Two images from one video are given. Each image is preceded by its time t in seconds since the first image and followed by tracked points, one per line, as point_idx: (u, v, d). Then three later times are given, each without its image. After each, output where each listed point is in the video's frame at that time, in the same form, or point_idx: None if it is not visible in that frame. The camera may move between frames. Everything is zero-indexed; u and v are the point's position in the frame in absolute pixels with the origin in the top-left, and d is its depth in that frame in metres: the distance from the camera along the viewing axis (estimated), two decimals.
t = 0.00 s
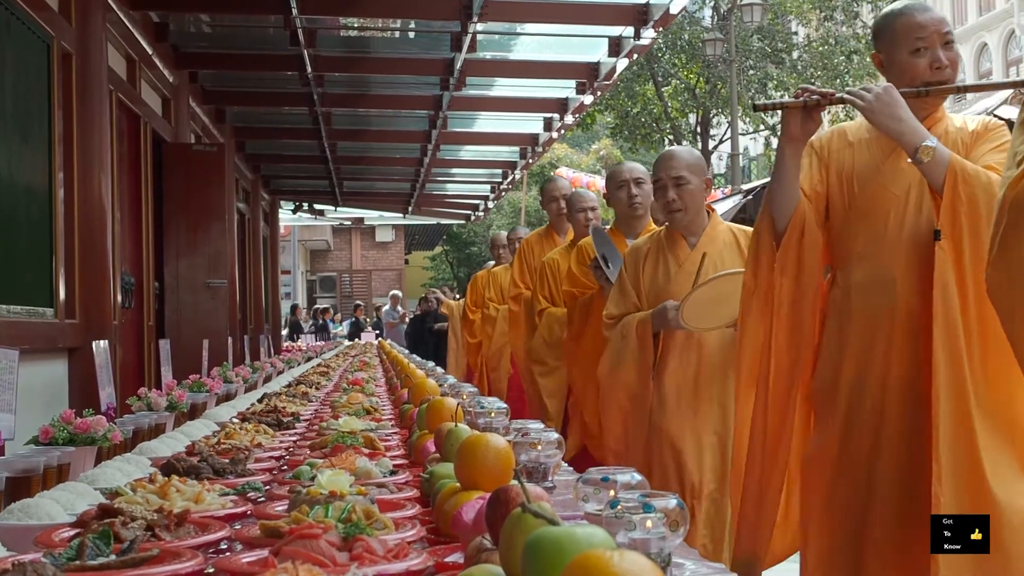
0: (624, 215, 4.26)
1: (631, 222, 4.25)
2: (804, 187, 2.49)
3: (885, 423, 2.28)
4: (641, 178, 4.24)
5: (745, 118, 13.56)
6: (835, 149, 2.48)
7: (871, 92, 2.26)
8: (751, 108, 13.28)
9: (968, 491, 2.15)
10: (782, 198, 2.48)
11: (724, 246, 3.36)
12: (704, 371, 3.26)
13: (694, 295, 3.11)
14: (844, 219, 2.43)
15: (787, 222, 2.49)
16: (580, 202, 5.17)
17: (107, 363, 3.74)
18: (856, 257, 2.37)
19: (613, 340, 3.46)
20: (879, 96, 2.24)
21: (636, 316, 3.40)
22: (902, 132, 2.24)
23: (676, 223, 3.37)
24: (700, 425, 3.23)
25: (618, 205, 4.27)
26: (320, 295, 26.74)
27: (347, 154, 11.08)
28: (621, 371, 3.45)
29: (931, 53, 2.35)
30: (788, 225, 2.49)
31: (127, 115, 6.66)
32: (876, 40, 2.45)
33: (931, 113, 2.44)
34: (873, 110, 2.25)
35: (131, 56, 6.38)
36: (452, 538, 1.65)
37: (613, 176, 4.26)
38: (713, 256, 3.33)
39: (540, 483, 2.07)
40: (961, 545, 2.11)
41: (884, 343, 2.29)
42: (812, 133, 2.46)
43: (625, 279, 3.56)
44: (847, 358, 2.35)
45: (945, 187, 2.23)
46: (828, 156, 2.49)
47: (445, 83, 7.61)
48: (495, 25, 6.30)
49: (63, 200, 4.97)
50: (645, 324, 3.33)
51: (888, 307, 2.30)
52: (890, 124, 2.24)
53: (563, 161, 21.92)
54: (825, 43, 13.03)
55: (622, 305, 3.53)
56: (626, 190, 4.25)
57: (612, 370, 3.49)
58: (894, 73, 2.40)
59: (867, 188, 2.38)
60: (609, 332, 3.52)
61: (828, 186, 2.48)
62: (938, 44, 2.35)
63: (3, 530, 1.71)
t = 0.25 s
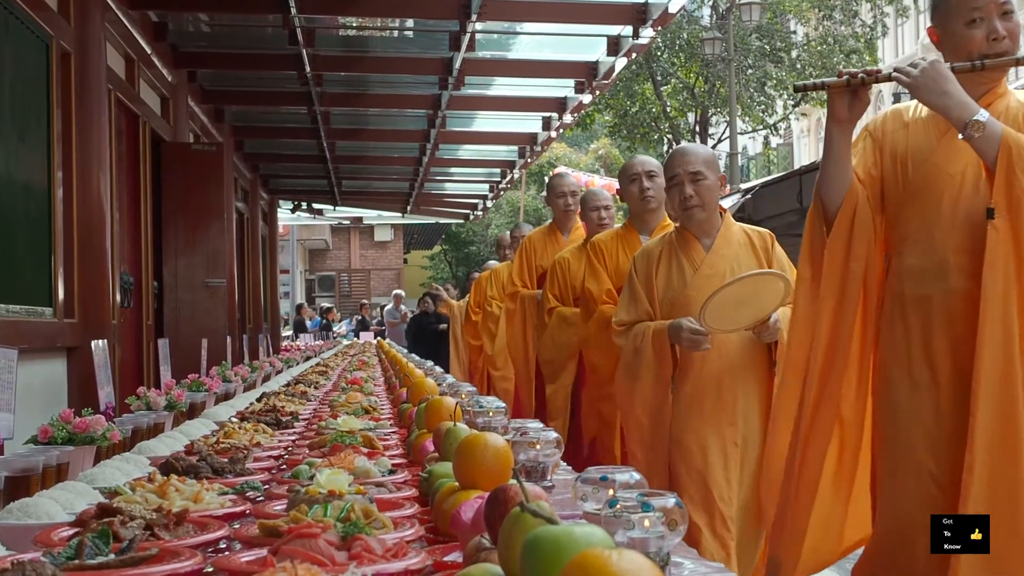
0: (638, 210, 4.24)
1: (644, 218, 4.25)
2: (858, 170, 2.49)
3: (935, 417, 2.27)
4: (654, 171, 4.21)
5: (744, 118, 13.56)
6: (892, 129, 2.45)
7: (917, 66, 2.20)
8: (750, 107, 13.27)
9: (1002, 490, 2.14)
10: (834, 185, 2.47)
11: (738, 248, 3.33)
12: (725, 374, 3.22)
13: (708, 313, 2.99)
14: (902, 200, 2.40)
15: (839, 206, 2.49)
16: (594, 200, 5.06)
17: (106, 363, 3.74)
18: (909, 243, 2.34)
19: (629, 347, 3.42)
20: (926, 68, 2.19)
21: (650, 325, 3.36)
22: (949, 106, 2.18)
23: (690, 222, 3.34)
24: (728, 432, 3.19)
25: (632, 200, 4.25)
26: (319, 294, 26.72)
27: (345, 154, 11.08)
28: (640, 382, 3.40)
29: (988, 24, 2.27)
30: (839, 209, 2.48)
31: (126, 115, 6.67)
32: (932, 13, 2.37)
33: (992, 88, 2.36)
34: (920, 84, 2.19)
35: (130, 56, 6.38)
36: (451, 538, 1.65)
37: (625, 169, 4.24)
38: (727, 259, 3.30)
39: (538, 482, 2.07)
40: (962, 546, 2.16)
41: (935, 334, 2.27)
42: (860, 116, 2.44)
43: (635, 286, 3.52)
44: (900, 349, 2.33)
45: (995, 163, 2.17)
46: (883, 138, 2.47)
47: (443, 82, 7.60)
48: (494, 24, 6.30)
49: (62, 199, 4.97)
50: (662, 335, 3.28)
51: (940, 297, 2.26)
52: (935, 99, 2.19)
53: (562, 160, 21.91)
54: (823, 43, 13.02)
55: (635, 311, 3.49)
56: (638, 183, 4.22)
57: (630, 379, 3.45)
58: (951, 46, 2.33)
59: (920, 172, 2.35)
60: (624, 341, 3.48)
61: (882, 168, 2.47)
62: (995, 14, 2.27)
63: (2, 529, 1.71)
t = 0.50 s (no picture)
0: (645, 206, 3.97)
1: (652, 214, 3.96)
2: (886, 156, 2.34)
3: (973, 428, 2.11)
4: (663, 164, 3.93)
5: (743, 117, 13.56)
6: (924, 114, 2.29)
7: (950, 46, 2.06)
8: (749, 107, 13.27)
9: None
10: (858, 172, 2.33)
11: (745, 238, 2.98)
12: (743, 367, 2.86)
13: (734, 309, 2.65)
14: (933, 189, 2.25)
15: (866, 195, 2.33)
16: (611, 194, 4.89)
17: (105, 363, 3.74)
18: (944, 236, 2.19)
19: (636, 348, 3.05)
20: (959, 51, 2.05)
21: (660, 324, 2.98)
22: (984, 87, 2.04)
23: (695, 212, 2.99)
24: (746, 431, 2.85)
25: (639, 195, 3.97)
26: (319, 293, 26.74)
27: (344, 153, 11.08)
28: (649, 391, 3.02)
29: None
30: (867, 199, 2.33)
31: (124, 114, 6.67)
32: None
33: None
34: (953, 65, 2.05)
35: (129, 55, 6.39)
36: (451, 537, 1.65)
37: (633, 165, 3.94)
38: (735, 250, 2.96)
39: (537, 481, 2.07)
40: (961, 546, 2.13)
41: (978, 337, 2.12)
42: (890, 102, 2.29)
43: (638, 283, 3.14)
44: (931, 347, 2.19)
45: None
46: (915, 123, 2.31)
47: (443, 81, 7.60)
48: (493, 23, 6.30)
49: (61, 199, 4.97)
50: (672, 335, 2.91)
51: (980, 299, 2.12)
52: (968, 80, 2.05)
53: (561, 159, 21.92)
54: (823, 42, 13.03)
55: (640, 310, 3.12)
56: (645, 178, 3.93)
57: (641, 384, 3.06)
58: (984, 25, 2.16)
59: (955, 157, 2.20)
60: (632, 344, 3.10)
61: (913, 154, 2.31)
62: None
63: (1, 528, 1.71)
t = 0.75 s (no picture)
0: (646, 207, 3.97)
1: (654, 216, 3.96)
2: (895, 157, 2.27)
3: (996, 439, 2.10)
4: (665, 167, 3.97)
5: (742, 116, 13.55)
6: (935, 114, 2.24)
7: (966, 38, 2.00)
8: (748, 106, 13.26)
9: None
10: (864, 174, 2.25)
11: (760, 231, 2.81)
12: (760, 367, 2.72)
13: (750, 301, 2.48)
14: (948, 191, 2.20)
15: (874, 202, 2.26)
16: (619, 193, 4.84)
17: (105, 363, 3.73)
18: (966, 242, 2.14)
19: (643, 344, 2.89)
20: (975, 42, 1.99)
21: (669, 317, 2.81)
22: (1003, 80, 1.98)
23: (711, 202, 2.83)
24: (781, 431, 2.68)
25: (640, 196, 3.98)
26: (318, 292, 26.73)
27: (343, 152, 11.07)
28: (654, 392, 2.86)
29: None
30: (876, 202, 2.26)
31: (123, 114, 6.67)
32: None
33: None
34: (969, 56, 2.00)
35: (129, 55, 6.39)
36: (450, 536, 1.65)
37: (634, 166, 3.99)
38: (752, 244, 2.79)
39: (537, 480, 2.07)
40: (961, 545, 2.14)
41: (1005, 343, 2.08)
42: (899, 98, 2.22)
43: (644, 274, 2.97)
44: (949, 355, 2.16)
45: None
46: (926, 123, 2.25)
47: (442, 81, 7.60)
48: (492, 23, 6.30)
49: (60, 198, 4.97)
50: (683, 330, 2.74)
51: (1003, 307, 2.08)
52: (986, 72, 1.99)
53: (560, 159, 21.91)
54: (822, 41, 13.02)
55: (646, 302, 2.94)
56: (647, 180, 3.97)
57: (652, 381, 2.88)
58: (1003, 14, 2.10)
59: (974, 161, 2.14)
60: (636, 340, 2.94)
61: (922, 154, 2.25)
62: None
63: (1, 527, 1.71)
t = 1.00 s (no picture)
0: (643, 196, 3.82)
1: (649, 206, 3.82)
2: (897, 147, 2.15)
3: (997, 437, 1.96)
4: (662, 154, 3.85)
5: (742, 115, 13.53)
6: (936, 98, 2.12)
7: (979, 16, 1.95)
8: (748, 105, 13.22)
9: None
10: (870, 164, 2.12)
11: (797, 235, 2.77)
12: (788, 379, 2.65)
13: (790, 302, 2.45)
14: (955, 178, 2.08)
15: (879, 194, 2.13)
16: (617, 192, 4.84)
17: (104, 362, 3.73)
18: (974, 230, 2.01)
19: (670, 349, 2.84)
20: (991, 18, 1.95)
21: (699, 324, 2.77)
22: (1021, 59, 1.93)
23: (747, 200, 2.79)
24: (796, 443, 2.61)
25: (637, 183, 3.84)
26: (318, 292, 26.73)
27: (342, 151, 11.06)
28: (678, 397, 2.81)
29: None
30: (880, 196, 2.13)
31: (122, 112, 6.66)
32: None
33: None
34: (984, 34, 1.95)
35: (128, 53, 6.38)
36: (449, 535, 1.65)
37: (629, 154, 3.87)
38: (788, 247, 2.75)
39: (536, 479, 2.07)
40: (961, 546, 2.02)
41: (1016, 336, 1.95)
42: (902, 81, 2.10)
43: (675, 275, 2.92)
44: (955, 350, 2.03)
45: None
46: (926, 108, 2.14)
47: (441, 79, 7.61)
48: (491, 21, 6.30)
49: (59, 197, 4.96)
50: (712, 338, 2.69)
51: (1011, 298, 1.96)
52: (1002, 52, 1.94)
53: (560, 158, 21.91)
54: (821, 40, 13.00)
55: (676, 305, 2.90)
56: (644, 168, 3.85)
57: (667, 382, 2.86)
58: None
59: (984, 145, 2.02)
60: (664, 344, 2.89)
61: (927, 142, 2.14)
62: None
63: None
